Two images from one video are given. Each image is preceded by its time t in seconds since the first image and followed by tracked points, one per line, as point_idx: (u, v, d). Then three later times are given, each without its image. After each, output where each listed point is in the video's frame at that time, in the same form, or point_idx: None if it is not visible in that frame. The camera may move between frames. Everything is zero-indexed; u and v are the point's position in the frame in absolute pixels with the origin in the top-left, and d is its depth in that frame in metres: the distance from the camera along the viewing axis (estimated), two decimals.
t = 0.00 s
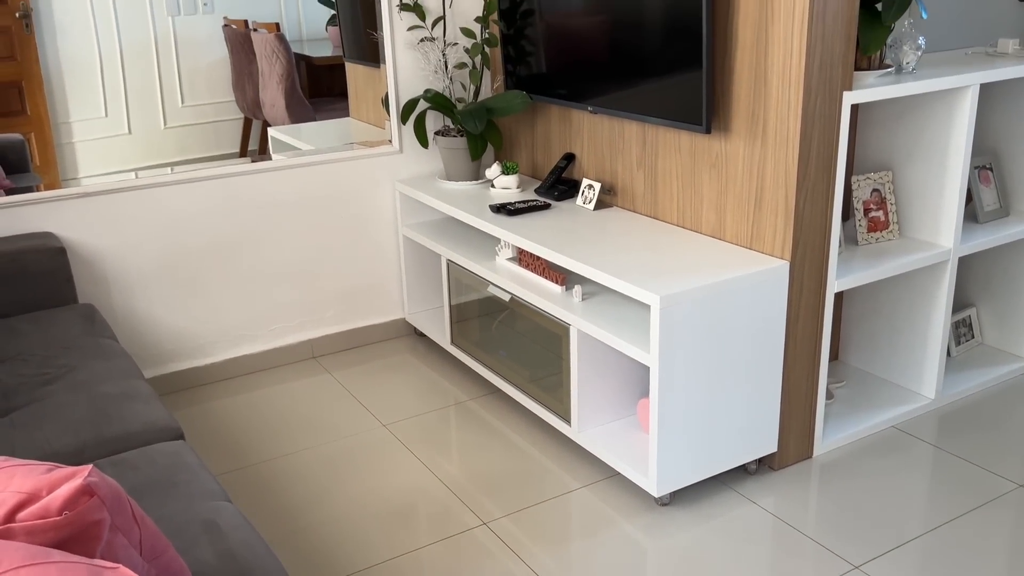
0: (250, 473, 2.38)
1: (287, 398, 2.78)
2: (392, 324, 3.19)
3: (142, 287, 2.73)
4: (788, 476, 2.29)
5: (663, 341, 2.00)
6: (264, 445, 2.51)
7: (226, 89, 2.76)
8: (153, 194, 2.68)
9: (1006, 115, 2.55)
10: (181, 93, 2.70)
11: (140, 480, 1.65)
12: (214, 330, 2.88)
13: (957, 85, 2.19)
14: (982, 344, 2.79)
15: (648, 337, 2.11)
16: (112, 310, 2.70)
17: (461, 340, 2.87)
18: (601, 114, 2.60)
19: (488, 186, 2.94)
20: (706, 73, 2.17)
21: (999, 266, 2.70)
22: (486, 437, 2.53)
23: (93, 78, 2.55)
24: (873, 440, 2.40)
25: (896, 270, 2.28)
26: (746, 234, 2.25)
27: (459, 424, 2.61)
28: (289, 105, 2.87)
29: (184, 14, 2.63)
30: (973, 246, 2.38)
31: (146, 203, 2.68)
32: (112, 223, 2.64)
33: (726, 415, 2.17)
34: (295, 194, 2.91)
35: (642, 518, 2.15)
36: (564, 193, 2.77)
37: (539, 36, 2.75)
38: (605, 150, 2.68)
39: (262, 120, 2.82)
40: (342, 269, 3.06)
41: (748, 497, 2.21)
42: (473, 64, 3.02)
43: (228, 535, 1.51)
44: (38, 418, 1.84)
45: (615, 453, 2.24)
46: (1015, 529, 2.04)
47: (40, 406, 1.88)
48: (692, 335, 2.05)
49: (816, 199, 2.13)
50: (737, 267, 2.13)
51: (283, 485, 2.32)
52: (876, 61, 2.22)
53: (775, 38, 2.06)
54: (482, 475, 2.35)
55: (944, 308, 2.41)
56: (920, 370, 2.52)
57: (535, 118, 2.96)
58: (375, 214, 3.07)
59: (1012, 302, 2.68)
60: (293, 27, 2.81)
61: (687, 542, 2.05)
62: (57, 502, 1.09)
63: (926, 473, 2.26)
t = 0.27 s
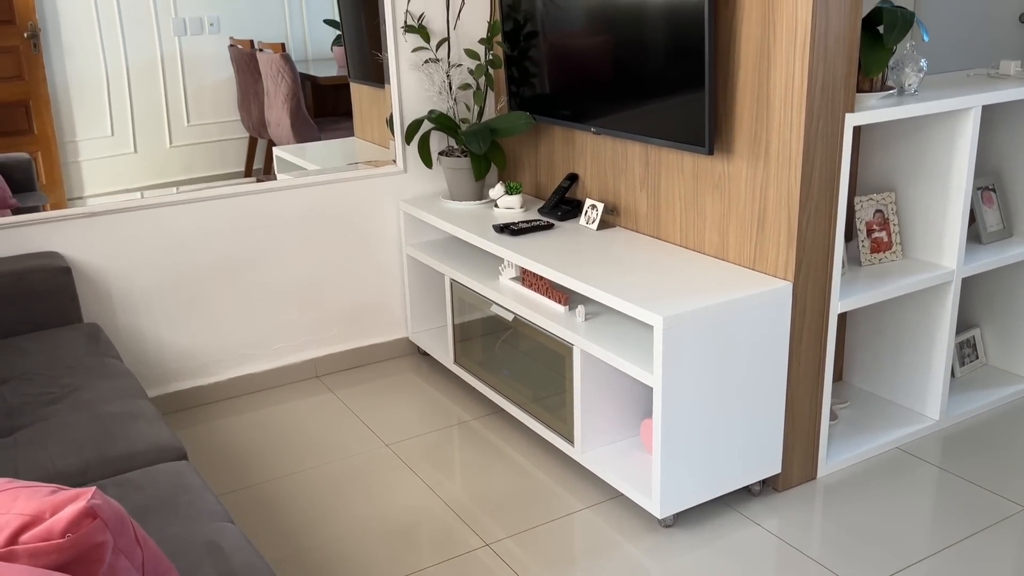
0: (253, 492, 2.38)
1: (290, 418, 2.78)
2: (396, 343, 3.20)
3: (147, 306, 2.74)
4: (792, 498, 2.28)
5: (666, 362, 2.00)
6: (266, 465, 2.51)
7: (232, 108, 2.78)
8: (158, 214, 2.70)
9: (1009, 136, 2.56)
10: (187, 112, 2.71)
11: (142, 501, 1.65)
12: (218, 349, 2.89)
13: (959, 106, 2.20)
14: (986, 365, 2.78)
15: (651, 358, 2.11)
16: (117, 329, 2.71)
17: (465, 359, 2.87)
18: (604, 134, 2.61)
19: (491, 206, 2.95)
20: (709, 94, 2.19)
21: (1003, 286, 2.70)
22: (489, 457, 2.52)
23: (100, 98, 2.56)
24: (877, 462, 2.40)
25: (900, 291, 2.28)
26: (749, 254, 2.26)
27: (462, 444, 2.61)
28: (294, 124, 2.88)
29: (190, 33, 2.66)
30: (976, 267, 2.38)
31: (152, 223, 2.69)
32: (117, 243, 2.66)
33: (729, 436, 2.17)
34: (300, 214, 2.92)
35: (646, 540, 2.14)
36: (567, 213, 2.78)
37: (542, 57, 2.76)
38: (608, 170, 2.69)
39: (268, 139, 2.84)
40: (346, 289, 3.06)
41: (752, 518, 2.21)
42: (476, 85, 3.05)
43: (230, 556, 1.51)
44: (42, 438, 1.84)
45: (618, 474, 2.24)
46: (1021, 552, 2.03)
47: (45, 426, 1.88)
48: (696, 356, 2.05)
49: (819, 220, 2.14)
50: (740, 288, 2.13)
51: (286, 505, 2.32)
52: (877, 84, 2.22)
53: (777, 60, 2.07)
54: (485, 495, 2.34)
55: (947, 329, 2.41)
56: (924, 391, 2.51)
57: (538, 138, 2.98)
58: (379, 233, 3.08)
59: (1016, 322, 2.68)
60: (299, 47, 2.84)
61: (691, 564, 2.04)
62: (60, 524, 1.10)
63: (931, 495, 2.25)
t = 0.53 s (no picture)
0: (255, 511, 2.37)
1: (293, 437, 2.78)
2: (399, 362, 3.20)
3: (151, 324, 2.74)
4: (796, 519, 2.27)
5: (669, 382, 2.00)
6: (268, 484, 2.51)
7: (238, 126, 2.80)
8: (163, 233, 2.71)
9: (1011, 157, 2.57)
10: (192, 131, 2.73)
11: (145, 521, 1.65)
12: (222, 367, 2.89)
13: (961, 128, 2.21)
14: (990, 385, 2.78)
15: (654, 378, 2.11)
16: (121, 348, 2.71)
17: (468, 378, 2.87)
18: (607, 155, 2.62)
19: (495, 225, 2.96)
20: (711, 116, 2.20)
21: (1006, 307, 2.70)
22: (492, 477, 2.52)
23: (107, 117, 2.58)
24: (882, 482, 2.39)
25: (903, 311, 2.28)
26: (752, 274, 2.26)
27: (465, 463, 2.60)
28: (299, 143, 2.90)
29: (196, 53, 2.68)
30: (980, 287, 2.38)
31: (156, 242, 2.71)
32: (122, 262, 2.67)
33: (733, 457, 2.16)
34: (304, 233, 2.93)
35: (649, 561, 2.13)
36: (570, 233, 2.78)
37: (546, 77, 2.78)
38: (611, 190, 2.70)
39: (273, 157, 2.85)
40: (349, 307, 3.07)
41: (755, 540, 2.20)
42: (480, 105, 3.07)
43: None
44: (45, 457, 1.84)
45: (621, 494, 2.23)
46: None
47: (48, 445, 1.89)
48: (699, 376, 2.05)
49: (821, 241, 2.14)
50: (744, 308, 2.14)
51: (288, 524, 2.31)
52: (880, 105, 2.24)
53: (779, 82, 2.08)
54: (488, 515, 2.33)
55: (951, 349, 2.41)
56: (928, 412, 2.51)
57: (542, 158, 2.99)
58: (383, 252, 3.09)
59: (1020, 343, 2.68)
60: (304, 66, 2.87)
61: None
62: (63, 545, 1.10)
63: (936, 516, 2.24)
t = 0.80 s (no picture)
0: (256, 532, 2.37)
1: (294, 457, 2.77)
2: (401, 382, 3.20)
3: (154, 344, 2.75)
4: (800, 541, 2.26)
5: (672, 403, 2.00)
6: (270, 504, 2.50)
7: (243, 145, 2.81)
8: (167, 252, 2.72)
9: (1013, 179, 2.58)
10: (197, 151, 2.74)
11: (146, 542, 1.64)
12: (224, 387, 2.89)
13: (963, 150, 2.22)
14: (993, 407, 2.77)
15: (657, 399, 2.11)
16: (123, 368, 2.72)
17: (470, 398, 2.87)
18: (610, 176, 2.63)
19: (498, 245, 2.97)
20: (713, 137, 2.21)
21: (1009, 329, 2.69)
22: (493, 498, 2.51)
23: (112, 137, 2.60)
24: (885, 505, 2.38)
25: (906, 333, 2.28)
26: (755, 295, 2.26)
27: (466, 484, 2.59)
28: (303, 163, 2.92)
29: (202, 73, 2.70)
30: (982, 309, 2.38)
31: (160, 262, 2.71)
32: (125, 282, 2.67)
33: (735, 478, 2.16)
34: (307, 252, 2.94)
35: None
36: (573, 253, 2.79)
37: (549, 99, 2.80)
38: (614, 211, 2.71)
39: (277, 177, 2.87)
40: (352, 327, 3.07)
41: (759, 562, 2.18)
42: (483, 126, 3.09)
43: None
44: (47, 478, 1.84)
45: (624, 516, 2.22)
46: None
47: (50, 465, 1.89)
48: (702, 397, 2.04)
49: (824, 262, 2.14)
50: (746, 329, 2.14)
51: (289, 545, 2.30)
52: (881, 128, 2.24)
53: (781, 105, 2.10)
54: (490, 536, 2.33)
55: (954, 371, 2.40)
56: (931, 434, 2.50)
57: (544, 179, 3.00)
58: (386, 272, 3.10)
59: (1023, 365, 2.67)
60: (309, 86, 2.88)
61: None
62: (63, 568, 1.09)
63: (940, 539, 2.23)
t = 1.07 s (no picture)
0: (255, 553, 2.36)
1: (294, 478, 2.76)
2: (402, 403, 3.19)
3: (155, 363, 2.75)
4: (802, 565, 2.24)
5: (673, 426, 1.99)
6: (269, 525, 2.49)
7: (246, 165, 2.82)
8: (169, 272, 2.72)
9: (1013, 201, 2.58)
10: (201, 170, 2.75)
11: (145, 563, 1.64)
12: (225, 407, 2.89)
13: (963, 173, 2.23)
14: (996, 430, 2.76)
15: (658, 421, 2.10)
16: (124, 388, 2.71)
17: (471, 419, 2.86)
18: (612, 198, 2.64)
19: (499, 266, 2.97)
20: (714, 160, 2.22)
21: (1012, 351, 2.69)
22: (494, 520, 2.50)
23: (116, 156, 2.61)
24: (888, 528, 2.36)
25: (908, 355, 2.28)
26: (756, 317, 2.26)
27: (467, 506, 2.58)
28: (306, 183, 2.93)
29: (206, 93, 2.71)
30: (984, 331, 2.38)
31: (162, 282, 2.72)
32: (128, 302, 2.68)
33: (737, 501, 2.15)
34: (309, 272, 2.95)
35: None
36: (575, 273, 2.78)
37: (551, 120, 2.81)
38: (615, 232, 2.72)
39: (279, 197, 2.87)
40: (353, 347, 3.07)
41: None
42: (485, 147, 3.10)
43: None
44: (46, 499, 1.83)
45: (625, 539, 2.21)
46: None
47: (50, 486, 1.88)
48: (703, 419, 2.04)
49: (825, 285, 2.15)
50: (748, 351, 2.14)
51: (288, 567, 2.29)
52: (882, 151, 2.24)
53: (781, 128, 2.11)
54: (490, 559, 2.32)
55: (956, 394, 2.40)
56: (934, 457, 2.49)
57: (546, 200, 3.01)
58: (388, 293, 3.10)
59: None
60: (312, 107, 2.90)
61: None
62: None
63: (944, 563, 2.21)
